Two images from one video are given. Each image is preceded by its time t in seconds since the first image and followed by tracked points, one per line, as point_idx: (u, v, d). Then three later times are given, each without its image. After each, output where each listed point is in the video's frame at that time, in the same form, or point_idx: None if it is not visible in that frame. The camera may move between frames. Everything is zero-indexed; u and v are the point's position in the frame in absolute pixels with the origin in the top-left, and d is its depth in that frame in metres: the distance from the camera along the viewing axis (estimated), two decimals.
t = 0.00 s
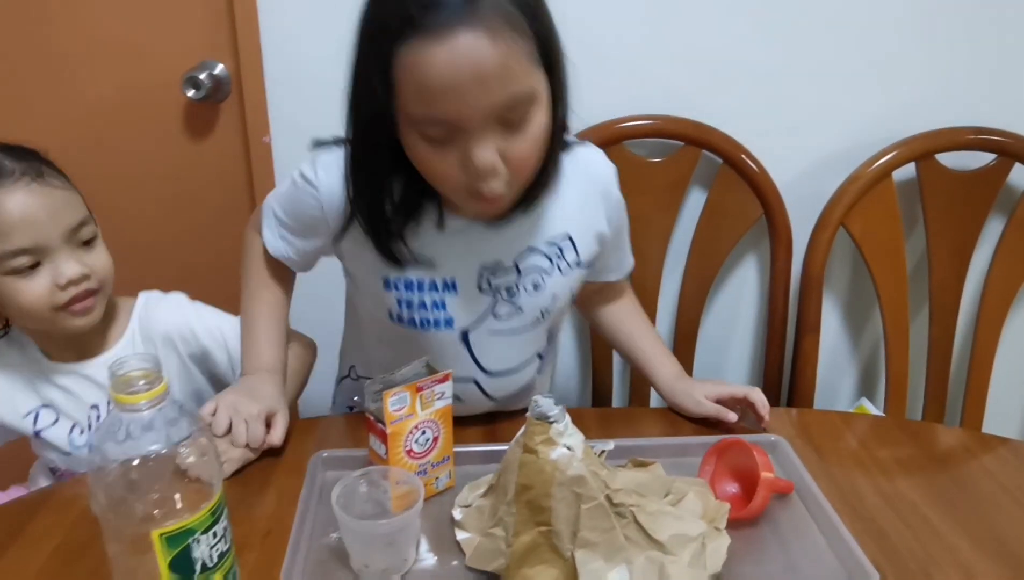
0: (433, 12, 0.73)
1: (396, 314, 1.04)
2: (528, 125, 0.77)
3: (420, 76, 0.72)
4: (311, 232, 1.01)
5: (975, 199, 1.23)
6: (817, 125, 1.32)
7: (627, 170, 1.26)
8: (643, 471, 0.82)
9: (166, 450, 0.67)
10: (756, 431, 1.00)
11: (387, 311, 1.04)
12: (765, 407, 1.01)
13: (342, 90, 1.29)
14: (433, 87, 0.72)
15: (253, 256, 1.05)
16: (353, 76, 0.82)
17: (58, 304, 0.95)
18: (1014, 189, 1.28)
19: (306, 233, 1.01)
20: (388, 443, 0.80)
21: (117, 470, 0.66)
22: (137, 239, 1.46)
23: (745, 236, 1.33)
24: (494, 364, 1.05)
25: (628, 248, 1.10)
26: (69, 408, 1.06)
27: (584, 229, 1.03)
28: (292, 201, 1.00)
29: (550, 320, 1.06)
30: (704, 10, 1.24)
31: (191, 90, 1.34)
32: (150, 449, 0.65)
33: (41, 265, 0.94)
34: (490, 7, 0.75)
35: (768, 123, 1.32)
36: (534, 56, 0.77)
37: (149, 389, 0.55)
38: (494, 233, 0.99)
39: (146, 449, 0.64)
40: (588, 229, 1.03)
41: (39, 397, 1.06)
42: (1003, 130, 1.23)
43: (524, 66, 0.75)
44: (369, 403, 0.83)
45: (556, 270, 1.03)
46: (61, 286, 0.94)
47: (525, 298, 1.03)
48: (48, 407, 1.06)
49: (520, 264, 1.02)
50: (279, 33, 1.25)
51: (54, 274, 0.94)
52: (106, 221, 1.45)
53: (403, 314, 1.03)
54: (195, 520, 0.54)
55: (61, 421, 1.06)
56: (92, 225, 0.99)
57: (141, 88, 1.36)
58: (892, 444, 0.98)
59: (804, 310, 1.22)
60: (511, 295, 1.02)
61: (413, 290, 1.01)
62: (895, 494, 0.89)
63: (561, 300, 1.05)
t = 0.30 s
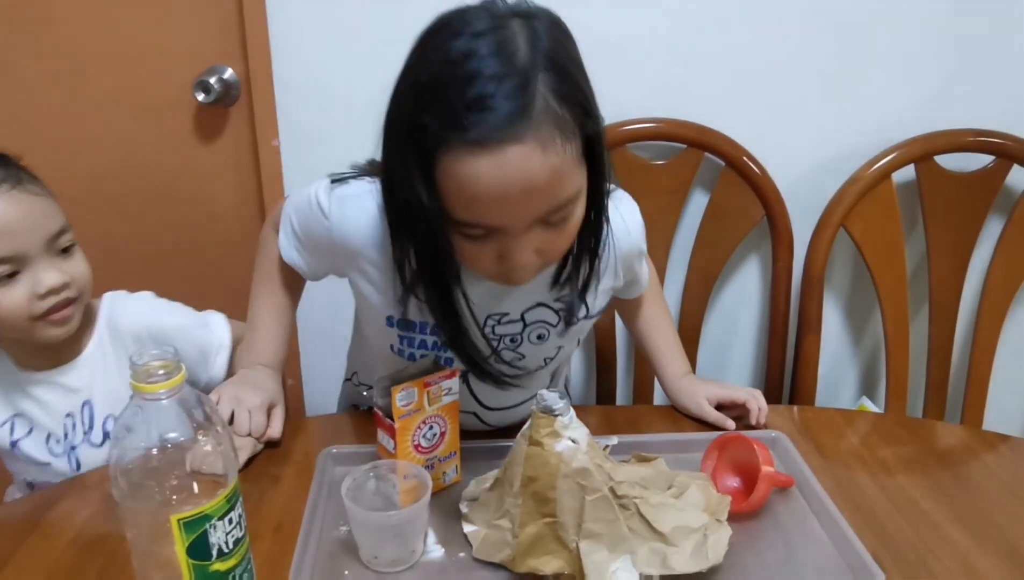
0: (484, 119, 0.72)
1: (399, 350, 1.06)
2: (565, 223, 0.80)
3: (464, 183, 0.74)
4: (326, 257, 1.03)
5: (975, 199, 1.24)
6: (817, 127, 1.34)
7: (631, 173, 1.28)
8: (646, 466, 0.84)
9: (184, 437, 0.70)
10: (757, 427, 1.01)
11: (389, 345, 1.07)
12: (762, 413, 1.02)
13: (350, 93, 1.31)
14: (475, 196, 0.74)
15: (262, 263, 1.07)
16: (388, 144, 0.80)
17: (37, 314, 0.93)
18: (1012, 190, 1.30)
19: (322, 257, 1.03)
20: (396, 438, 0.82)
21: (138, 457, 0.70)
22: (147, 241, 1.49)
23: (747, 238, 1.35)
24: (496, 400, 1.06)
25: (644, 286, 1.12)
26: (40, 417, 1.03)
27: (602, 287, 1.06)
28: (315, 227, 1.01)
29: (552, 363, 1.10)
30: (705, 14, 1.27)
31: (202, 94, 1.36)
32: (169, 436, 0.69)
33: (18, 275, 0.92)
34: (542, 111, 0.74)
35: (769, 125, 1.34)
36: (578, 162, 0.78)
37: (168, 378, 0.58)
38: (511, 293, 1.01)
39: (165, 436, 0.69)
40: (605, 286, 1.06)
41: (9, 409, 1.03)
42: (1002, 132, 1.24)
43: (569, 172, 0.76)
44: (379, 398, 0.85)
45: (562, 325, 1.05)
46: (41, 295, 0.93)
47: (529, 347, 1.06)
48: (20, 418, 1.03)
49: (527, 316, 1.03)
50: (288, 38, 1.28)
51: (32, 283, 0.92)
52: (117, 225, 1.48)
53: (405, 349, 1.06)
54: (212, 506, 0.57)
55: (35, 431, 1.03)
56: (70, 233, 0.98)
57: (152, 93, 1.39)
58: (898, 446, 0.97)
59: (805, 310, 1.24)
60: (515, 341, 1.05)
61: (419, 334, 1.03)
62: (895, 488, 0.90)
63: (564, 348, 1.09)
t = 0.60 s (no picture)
0: (479, 129, 0.72)
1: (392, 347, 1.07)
2: (560, 228, 0.81)
3: (459, 191, 0.74)
4: (320, 258, 1.03)
5: (973, 197, 1.25)
6: (814, 125, 1.34)
7: (629, 170, 1.28)
8: (643, 461, 0.83)
9: (178, 429, 0.71)
10: (754, 422, 1.01)
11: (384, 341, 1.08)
12: (757, 410, 1.02)
13: (348, 92, 1.31)
14: (471, 204, 0.74)
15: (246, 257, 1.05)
16: (382, 146, 0.80)
17: None
18: (1009, 186, 1.30)
19: (315, 255, 1.03)
20: (392, 433, 0.82)
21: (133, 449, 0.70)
22: (146, 239, 1.49)
23: (745, 235, 1.35)
24: (496, 398, 1.07)
25: (639, 285, 1.13)
26: None
27: (596, 287, 1.06)
28: (308, 224, 1.01)
29: (547, 361, 1.10)
30: (703, 12, 1.27)
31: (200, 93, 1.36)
32: (163, 427, 0.70)
33: None
34: (538, 120, 0.75)
35: (767, 122, 1.34)
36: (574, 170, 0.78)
37: (162, 369, 0.58)
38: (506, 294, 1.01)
39: (159, 427, 0.69)
40: (599, 286, 1.07)
41: None
42: (999, 129, 1.24)
43: (564, 179, 0.77)
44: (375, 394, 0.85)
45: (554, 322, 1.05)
46: None
47: (524, 345, 1.06)
48: None
49: (521, 314, 1.03)
50: (287, 36, 1.28)
51: None
52: (116, 224, 1.48)
53: (400, 345, 1.05)
54: (205, 498, 0.58)
55: None
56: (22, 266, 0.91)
57: (151, 92, 1.39)
58: (894, 441, 0.97)
59: (803, 307, 1.24)
60: (509, 339, 1.05)
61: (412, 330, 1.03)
62: (892, 483, 0.90)
63: (560, 346, 1.10)
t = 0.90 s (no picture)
0: (483, 126, 0.72)
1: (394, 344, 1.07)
2: (563, 226, 0.80)
3: (462, 188, 0.74)
4: (322, 257, 1.03)
5: (972, 198, 1.25)
6: (814, 125, 1.34)
7: (628, 170, 1.28)
8: (641, 463, 0.83)
9: (174, 430, 0.71)
10: (753, 423, 1.01)
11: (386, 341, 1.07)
12: (756, 411, 1.02)
13: (349, 93, 1.31)
14: (474, 199, 0.74)
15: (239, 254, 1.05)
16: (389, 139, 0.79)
17: (12, 371, 0.85)
18: (1009, 187, 1.30)
19: (315, 253, 1.03)
20: (390, 434, 0.82)
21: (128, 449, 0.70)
22: (145, 240, 1.49)
23: (744, 235, 1.35)
24: (496, 397, 1.08)
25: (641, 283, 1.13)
26: None
27: (599, 288, 1.06)
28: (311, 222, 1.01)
29: (550, 360, 1.10)
30: (702, 12, 1.27)
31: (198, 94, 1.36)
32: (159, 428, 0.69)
33: None
34: (541, 120, 0.74)
35: (766, 123, 1.34)
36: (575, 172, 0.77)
37: (158, 370, 0.58)
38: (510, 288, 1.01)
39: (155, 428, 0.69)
40: (603, 286, 1.06)
41: None
42: (998, 130, 1.24)
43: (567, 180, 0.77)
44: (373, 395, 0.85)
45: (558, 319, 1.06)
46: (23, 361, 0.84)
47: (528, 343, 1.06)
48: None
49: (524, 312, 1.03)
50: (286, 38, 1.29)
51: (16, 349, 0.83)
52: (116, 226, 1.48)
53: (402, 343, 1.05)
54: (202, 499, 0.58)
55: None
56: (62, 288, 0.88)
57: (150, 93, 1.39)
58: (893, 442, 0.97)
59: (802, 307, 1.24)
60: (513, 338, 1.05)
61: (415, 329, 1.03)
62: (890, 484, 0.90)
63: (562, 346, 1.10)
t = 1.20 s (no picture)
0: None
1: (401, 304, 1.05)
2: (523, 63, 0.86)
3: (420, 14, 0.82)
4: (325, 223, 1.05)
5: (973, 195, 1.25)
6: (817, 123, 1.34)
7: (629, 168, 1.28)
8: (645, 459, 0.83)
9: (178, 424, 0.70)
10: (756, 419, 1.01)
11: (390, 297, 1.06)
12: (758, 407, 1.01)
13: (350, 89, 1.31)
14: (430, 18, 0.81)
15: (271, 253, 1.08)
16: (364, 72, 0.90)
17: None
18: (1011, 184, 1.30)
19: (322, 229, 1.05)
20: (393, 429, 0.82)
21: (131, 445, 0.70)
22: (146, 239, 1.48)
23: (746, 233, 1.35)
24: (499, 357, 1.07)
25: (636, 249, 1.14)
26: None
27: (590, 226, 1.06)
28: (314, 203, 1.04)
29: (551, 313, 1.07)
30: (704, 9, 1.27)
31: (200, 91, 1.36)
32: (163, 421, 0.69)
33: None
34: None
35: (768, 121, 1.33)
36: None
37: (161, 364, 0.58)
38: (501, 219, 1.02)
39: (158, 422, 0.69)
40: (593, 224, 1.06)
41: None
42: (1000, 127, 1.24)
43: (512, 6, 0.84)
44: (375, 391, 0.85)
45: (558, 262, 1.05)
46: None
47: (528, 289, 1.04)
48: None
49: (522, 252, 1.03)
50: (287, 34, 1.28)
51: None
52: (117, 224, 1.47)
53: (408, 300, 1.05)
54: (206, 494, 0.59)
55: None
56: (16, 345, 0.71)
57: (150, 91, 1.39)
58: (896, 439, 0.97)
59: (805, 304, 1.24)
60: (513, 284, 1.04)
61: (418, 277, 1.03)
62: (894, 480, 0.90)
63: (565, 294, 1.07)
